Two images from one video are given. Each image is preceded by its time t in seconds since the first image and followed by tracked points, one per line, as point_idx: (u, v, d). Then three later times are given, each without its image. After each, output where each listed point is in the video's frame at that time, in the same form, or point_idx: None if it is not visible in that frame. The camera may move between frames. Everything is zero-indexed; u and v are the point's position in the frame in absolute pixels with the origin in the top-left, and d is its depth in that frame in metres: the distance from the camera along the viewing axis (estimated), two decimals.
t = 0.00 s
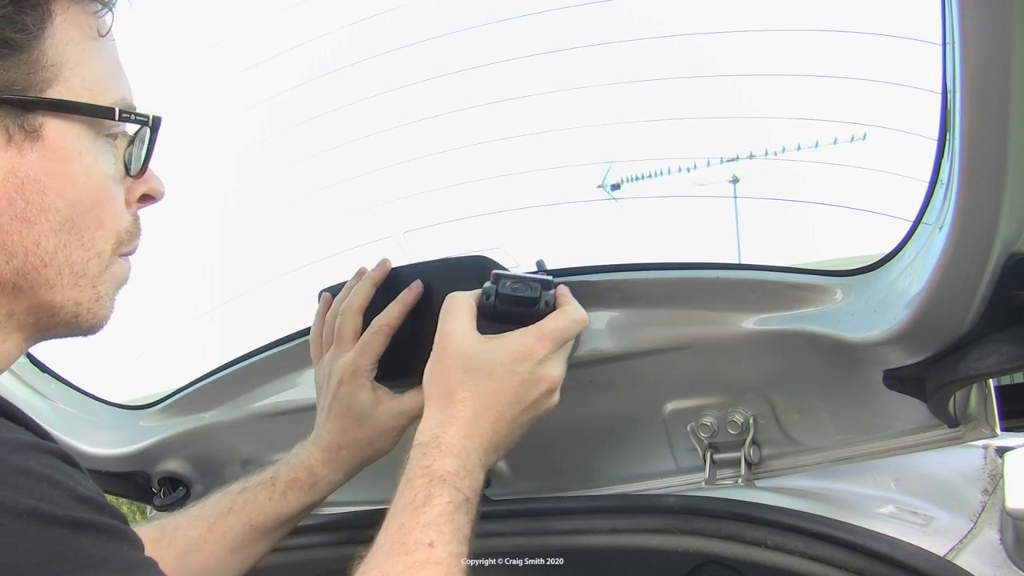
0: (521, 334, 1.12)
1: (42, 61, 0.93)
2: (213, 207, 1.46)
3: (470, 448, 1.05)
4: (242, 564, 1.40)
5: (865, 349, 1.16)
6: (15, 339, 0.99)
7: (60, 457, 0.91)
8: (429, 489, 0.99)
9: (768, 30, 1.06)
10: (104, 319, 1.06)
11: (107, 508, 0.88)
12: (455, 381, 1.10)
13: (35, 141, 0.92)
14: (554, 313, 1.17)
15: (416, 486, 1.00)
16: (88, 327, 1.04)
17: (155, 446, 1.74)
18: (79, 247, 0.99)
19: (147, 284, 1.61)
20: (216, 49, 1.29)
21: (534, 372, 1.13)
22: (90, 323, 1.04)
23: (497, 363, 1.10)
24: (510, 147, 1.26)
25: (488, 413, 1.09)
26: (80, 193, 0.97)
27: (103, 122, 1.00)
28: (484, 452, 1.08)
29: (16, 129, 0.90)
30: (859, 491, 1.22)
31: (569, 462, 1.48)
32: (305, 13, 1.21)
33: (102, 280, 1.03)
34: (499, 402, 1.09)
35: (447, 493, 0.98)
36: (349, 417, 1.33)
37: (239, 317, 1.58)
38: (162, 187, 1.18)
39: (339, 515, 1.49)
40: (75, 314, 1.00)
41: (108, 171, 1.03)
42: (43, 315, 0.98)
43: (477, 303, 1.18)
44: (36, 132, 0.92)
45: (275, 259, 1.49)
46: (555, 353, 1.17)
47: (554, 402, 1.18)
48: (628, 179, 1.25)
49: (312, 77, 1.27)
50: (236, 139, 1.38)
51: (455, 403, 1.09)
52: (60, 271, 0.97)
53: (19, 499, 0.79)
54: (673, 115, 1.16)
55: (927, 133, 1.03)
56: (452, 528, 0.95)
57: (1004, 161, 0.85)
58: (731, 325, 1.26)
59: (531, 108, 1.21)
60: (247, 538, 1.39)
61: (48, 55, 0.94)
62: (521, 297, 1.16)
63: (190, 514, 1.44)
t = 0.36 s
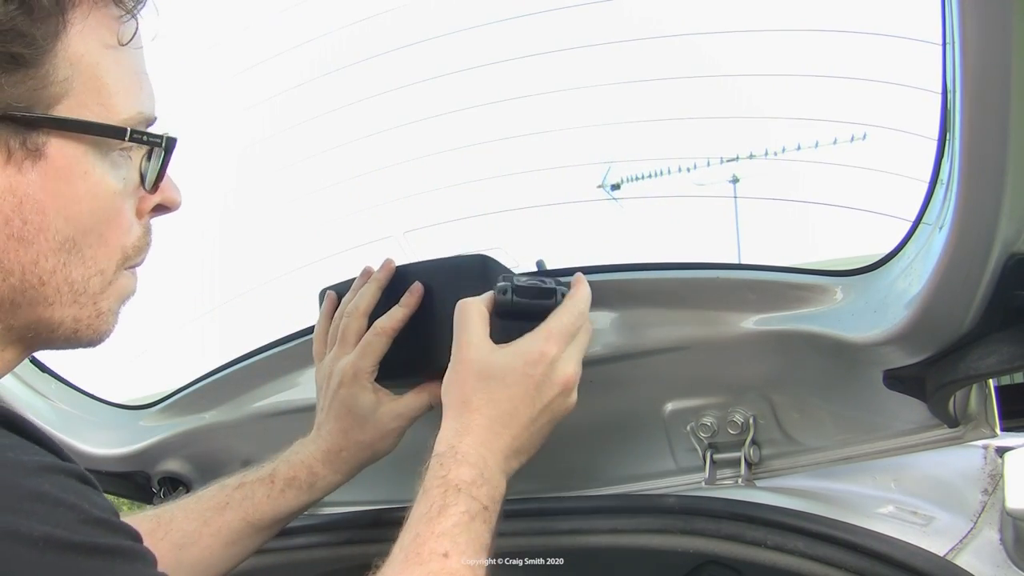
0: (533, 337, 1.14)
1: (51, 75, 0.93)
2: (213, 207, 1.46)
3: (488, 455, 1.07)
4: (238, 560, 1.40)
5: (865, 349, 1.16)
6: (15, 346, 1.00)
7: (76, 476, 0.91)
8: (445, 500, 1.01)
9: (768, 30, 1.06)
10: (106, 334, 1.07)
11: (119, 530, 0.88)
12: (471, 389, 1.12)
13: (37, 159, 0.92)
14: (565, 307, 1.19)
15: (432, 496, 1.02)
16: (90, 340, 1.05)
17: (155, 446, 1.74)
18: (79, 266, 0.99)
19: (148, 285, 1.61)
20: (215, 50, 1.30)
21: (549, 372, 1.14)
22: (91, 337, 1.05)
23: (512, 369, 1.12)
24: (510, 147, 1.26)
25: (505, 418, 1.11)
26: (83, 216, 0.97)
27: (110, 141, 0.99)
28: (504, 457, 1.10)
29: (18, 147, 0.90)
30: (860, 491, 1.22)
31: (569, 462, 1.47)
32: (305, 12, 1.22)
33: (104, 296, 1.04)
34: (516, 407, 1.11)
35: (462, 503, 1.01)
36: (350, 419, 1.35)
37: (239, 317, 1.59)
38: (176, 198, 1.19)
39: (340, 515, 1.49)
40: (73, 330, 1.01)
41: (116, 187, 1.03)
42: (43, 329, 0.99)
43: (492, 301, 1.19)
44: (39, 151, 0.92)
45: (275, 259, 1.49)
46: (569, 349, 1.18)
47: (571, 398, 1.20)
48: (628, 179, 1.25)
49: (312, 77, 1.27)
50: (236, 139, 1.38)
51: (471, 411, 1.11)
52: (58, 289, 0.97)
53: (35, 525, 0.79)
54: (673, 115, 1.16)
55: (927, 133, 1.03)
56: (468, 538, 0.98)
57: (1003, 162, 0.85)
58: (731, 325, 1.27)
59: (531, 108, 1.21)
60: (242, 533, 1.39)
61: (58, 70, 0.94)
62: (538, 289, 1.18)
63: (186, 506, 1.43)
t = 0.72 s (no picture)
0: (543, 291, 1.17)
1: (52, 80, 0.93)
2: (213, 207, 1.46)
3: (500, 409, 1.09)
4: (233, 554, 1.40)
5: (865, 349, 1.16)
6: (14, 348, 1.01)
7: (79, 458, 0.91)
8: (458, 456, 1.03)
9: (768, 30, 1.06)
10: (102, 335, 1.07)
11: (126, 507, 0.88)
12: (483, 345, 1.14)
13: (35, 164, 0.92)
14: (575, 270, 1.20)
15: (446, 452, 1.04)
16: (86, 340, 1.05)
17: (155, 446, 1.74)
18: (76, 267, 0.99)
19: (147, 285, 1.61)
20: (214, 50, 1.31)
21: (561, 328, 1.15)
22: (88, 337, 1.05)
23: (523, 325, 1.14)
24: (510, 147, 1.26)
25: (517, 373, 1.12)
26: (83, 217, 0.97)
27: (109, 148, 0.99)
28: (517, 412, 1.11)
29: (16, 152, 0.90)
30: (859, 491, 1.22)
31: (569, 462, 1.47)
32: (305, 13, 1.23)
33: (99, 297, 1.04)
34: (528, 359, 1.13)
35: (475, 459, 1.03)
36: (347, 409, 1.35)
37: (239, 317, 1.59)
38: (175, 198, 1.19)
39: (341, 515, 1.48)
40: (69, 331, 1.01)
41: (115, 190, 1.03)
42: (39, 330, 0.99)
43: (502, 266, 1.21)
44: (37, 156, 0.92)
45: (275, 260, 1.49)
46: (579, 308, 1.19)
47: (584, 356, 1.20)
48: (628, 179, 1.24)
49: (311, 77, 1.27)
50: (235, 140, 1.38)
51: (483, 366, 1.13)
52: (56, 291, 0.97)
53: (38, 508, 0.78)
54: (673, 115, 1.16)
55: (927, 133, 1.03)
56: (482, 494, 0.99)
57: (1004, 162, 0.85)
58: (731, 325, 1.27)
59: (531, 108, 1.21)
60: (237, 527, 1.39)
61: (59, 74, 0.94)
62: (548, 257, 1.21)
63: (180, 501, 1.43)
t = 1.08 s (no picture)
0: (558, 289, 1.16)
1: (46, 82, 0.94)
2: (213, 207, 1.47)
3: (503, 400, 1.10)
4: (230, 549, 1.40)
5: (866, 350, 1.17)
6: (8, 350, 1.01)
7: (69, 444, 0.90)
8: (461, 444, 1.03)
9: (768, 31, 1.05)
10: (90, 335, 1.07)
11: (120, 491, 0.87)
12: (490, 333, 1.14)
13: (28, 164, 0.92)
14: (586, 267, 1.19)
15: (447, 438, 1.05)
16: (76, 340, 1.05)
17: (154, 446, 1.74)
18: (67, 268, 0.99)
19: (145, 286, 1.61)
20: (214, 50, 1.31)
21: (570, 327, 1.16)
22: (77, 337, 1.05)
23: (534, 318, 1.14)
24: (510, 147, 1.26)
25: (522, 366, 1.13)
26: (73, 218, 0.97)
27: (101, 150, 1.00)
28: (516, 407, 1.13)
29: (10, 153, 0.91)
30: (859, 491, 1.22)
31: (569, 462, 1.48)
32: (305, 13, 1.23)
33: (88, 299, 1.03)
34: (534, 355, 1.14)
35: (477, 448, 1.03)
36: (344, 402, 1.34)
37: (239, 317, 1.58)
38: (165, 204, 1.19)
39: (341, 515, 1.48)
40: (60, 330, 1.01)
41: (107, 193, 1.03)
42: (30, 329, 0.99)
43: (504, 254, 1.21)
44: (31, 156, 0.92)
45: (274, 260, 1.49)
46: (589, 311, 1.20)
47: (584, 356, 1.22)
48: (628, 179, 1.23)
49: (311, 77, 1.27)
50: (235, 140, 1.38)
51: (489, 354, 1.13)
52: (47, 291, 0.97)
53: (27, 492, 0.78)
54: (673, 115, 1.16)
55: (927, 133, 1.03)
56: (482, 483, 1.00)
57: (1004, 161, 0.85)
58: (731, 325, 1.27)
59: (530, 108, 1.21)
60: (233, 522, 1.39)
61: (53, 76, 0.95)
62: (546, 240, 1.18)
63: (176, 497, 1.43)
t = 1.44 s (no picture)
0: (541, 279, 1.16)
1: (40, 86, 0.94)
2: (213, 207, 1.47)
3: (491, 393, 1.11)
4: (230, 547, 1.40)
5: (866, 350, 1.17)
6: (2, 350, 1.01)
7: (61, 433, 0.89)
8: (451, 434, 1.04)
9: (768, 31, 1.05)
10: (81, 340, 1.07)
11: (114, 479, 0.87)
12: (477, 329, 1.15)
13: (21, 168, 0.92)
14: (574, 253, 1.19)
15: (438, 430, 1.06)
16: (68, 342, 1.05)
17: (154, 446, 1.74)
18: (59, 271, 0.99)
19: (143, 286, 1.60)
20: (214, 50, 1.31)
21: (555, 316, 1.16)
22: (70, 339, 1.04)
23: (518, 310, 1.15)
24: (510, 147, 1.26)
25: (508, 359, 1.14)
26: (66, 222, 0.97)
27: (94, 155, 1.00)
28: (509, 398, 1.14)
29: (4, 156, 0.91)
30: (859, 491, 1.22)
31: (569, 461, 1.48)
32: (305, 13, 1.23)
33: (81, 303, 1.03)
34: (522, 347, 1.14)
35: (467, 438, 1.04)
36: (343, 399, 1.34)
37: (239, 317, 1.58)
38: (157, 213, 1.18)
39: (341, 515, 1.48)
40: (51, 332, 1.01)
41: (98, 198, 1.03)
42: (21, 331, 0.98)
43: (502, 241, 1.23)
44: (23, 160, 0.93)
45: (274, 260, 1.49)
46: (575, 297, 1.20)
47: (574, 346, 1.22)
48: (628, 179, 1.23)
49: (311, 77, 1.27)
50: (235, 140, 1.38)
51: (477, 349, 1.14)
52: (38, 294, 0.97)
53: (22, 480, 0.78)
54: (673, 115, 1.15)
55: (926, 133, 1.03)
56: (474, 471, 1.01)
57: (1003, 160, 0.85)
58: (731, 325, 1.28)
59: (530, 108, 1.21)
60: (231, 520, 1.39)
61: (47, 81, 0.95)
62: (545, 225, 1.18)
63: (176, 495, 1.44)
